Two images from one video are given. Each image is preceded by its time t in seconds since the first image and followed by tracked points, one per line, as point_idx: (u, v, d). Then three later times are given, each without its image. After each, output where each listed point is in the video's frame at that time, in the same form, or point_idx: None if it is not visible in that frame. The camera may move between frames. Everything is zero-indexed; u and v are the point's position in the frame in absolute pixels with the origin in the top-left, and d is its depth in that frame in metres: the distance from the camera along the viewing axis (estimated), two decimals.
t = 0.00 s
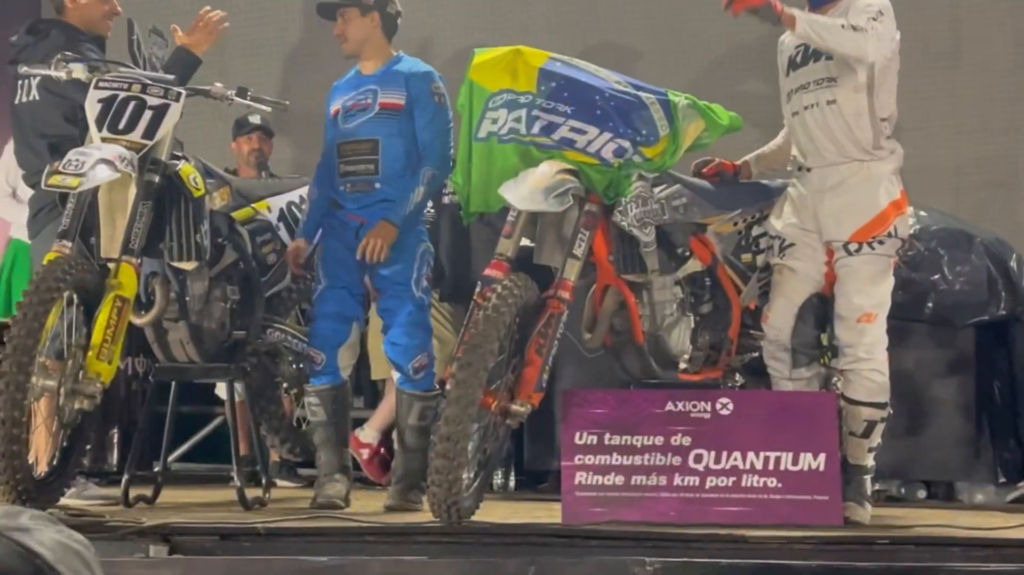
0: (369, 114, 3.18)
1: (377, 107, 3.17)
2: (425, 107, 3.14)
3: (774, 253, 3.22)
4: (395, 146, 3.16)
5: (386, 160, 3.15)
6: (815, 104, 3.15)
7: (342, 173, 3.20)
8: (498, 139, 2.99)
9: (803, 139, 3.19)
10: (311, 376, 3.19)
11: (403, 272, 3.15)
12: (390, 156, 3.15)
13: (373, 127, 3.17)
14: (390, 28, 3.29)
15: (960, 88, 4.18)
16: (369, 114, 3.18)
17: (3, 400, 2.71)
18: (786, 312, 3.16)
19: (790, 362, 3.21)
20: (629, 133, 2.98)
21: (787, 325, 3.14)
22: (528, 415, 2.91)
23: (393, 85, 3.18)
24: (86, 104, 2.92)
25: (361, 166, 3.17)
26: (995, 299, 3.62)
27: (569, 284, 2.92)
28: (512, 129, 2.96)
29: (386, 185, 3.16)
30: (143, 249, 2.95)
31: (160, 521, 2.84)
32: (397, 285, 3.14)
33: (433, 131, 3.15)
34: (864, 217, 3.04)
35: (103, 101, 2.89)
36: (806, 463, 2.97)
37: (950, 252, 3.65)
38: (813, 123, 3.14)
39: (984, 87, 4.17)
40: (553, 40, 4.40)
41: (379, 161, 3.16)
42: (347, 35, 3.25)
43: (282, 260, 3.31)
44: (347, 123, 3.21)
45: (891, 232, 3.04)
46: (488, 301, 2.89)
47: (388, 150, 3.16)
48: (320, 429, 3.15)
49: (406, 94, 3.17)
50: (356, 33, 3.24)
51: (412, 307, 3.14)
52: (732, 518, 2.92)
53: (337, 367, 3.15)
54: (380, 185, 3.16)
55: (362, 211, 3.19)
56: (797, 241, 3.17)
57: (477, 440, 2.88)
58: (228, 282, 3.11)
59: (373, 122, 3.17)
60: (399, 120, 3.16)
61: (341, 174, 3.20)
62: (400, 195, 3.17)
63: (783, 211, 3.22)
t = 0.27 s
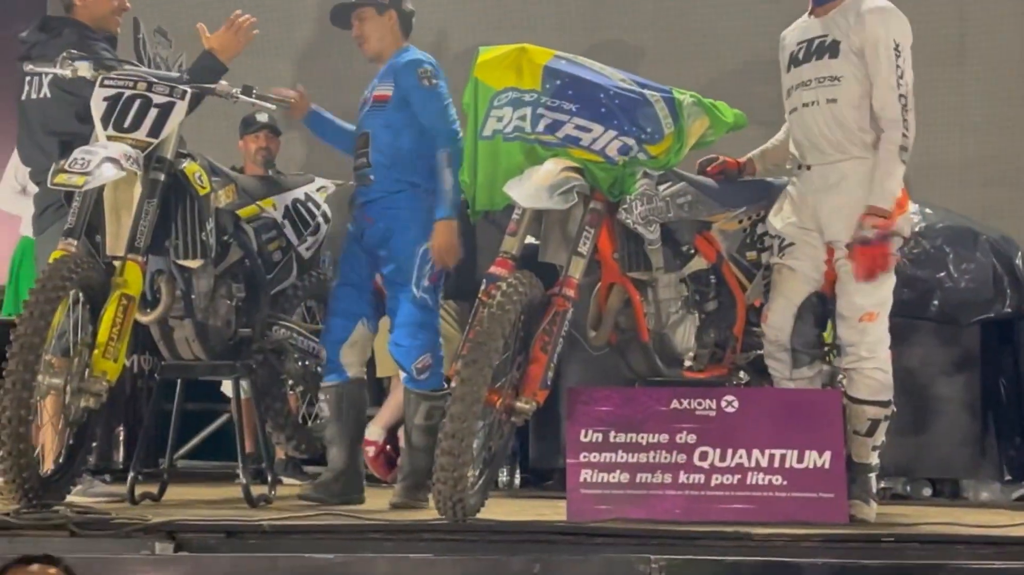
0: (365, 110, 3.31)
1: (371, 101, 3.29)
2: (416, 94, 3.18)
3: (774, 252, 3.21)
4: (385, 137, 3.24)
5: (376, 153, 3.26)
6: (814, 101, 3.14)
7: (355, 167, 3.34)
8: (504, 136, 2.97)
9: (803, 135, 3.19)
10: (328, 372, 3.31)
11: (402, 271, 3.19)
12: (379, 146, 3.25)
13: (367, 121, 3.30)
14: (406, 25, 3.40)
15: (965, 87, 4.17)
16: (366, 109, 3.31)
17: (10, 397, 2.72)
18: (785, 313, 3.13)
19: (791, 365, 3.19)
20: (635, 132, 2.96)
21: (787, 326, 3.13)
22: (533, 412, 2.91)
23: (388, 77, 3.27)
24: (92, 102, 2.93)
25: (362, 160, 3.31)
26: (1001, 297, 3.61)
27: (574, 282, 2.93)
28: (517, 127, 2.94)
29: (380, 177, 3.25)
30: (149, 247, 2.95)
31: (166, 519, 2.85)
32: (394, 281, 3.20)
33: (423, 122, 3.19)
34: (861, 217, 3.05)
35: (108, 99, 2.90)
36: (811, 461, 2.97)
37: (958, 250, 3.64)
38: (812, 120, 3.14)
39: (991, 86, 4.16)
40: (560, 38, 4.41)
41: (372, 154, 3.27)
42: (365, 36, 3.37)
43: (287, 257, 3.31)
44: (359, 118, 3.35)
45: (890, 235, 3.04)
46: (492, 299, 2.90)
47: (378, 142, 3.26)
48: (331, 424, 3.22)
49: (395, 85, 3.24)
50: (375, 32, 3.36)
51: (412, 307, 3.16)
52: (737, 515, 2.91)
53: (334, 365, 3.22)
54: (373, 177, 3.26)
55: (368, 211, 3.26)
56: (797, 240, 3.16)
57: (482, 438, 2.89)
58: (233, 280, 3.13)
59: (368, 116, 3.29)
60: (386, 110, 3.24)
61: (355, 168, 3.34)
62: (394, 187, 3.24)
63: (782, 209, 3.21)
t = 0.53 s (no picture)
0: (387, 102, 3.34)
1: (395, 93, 3.33)
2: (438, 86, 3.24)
3: (780, 250, 3.19)
4: (407, 130, 3.28)
5: (397, 145, 3.28)
6: (835, 96, 3.10)
7: (371, 161, 3.36)
8: (508, 133, 2.97)
9: (814, 132, 3.15)
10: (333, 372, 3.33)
11: (414, 267, 3.19)
12: (405, 138, 3.28)
13: (388, 114, 3.32)
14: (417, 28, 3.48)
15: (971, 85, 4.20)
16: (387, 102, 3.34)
17: (17, 393, 2.73)
18: (790, 313, 3.11)
19: (798, 363, 3.17)
20: (641, 128, 2.95)
21: (792, 326, 3.11)
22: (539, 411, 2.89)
23: (413, 72, 3.31)
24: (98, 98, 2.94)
25: (381, 153, 3.32)
26: (1007, 294, 3.60)
27: (579, 279, 2.93)
28: (522, 123, 2.94)
29: (399, 171, 3.27)
30: (155, 244, 2.95)
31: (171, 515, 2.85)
32: (406, 276, 3.21)
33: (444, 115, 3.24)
34: (879, 215, 3.04)
35: (115, 96, 2.91)
36: (816, 458, 2.97)
37: (965, 247, 3.63)
38: (831, 115, 3.10)
39: (996, 84, 4.18)
40: (567, 36, 4.41)
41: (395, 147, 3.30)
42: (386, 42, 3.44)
43: (292, 254, 3.34)
44: (375, 113, 3.39)
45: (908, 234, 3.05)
46: (498, 296, 2.89)
47: (403, 135, 3.29)
48: (338, 421, 3.24)
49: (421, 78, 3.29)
50: (384, 32, 3.43)
51: (422, 304, 3.16)
52: (743, 512, 2.92)
53: (343, 360, 3.24)
54: (394, 170, 3.27)
55: (384, 206, 3.29)
56: (805, 240, 3.15)
57: (487, 435, 2.90)
58: (239, 277, 3.12)
59: (391, 109, 3.32)
60: (412, 103, 3.28)
61: (370, 163, 3.36)
62: (413, 180, 3.26)
63: (787, 206, 3.22)
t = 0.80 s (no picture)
0: (409, 102, 3.33)
1: (419, 95, 3.31)
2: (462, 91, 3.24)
3: (788, 247, 3.20)
4: (429, 133, 3.28)
5: (420, 147, 3.28)
6: (858, 91, 3.10)
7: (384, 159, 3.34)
8: (515, 131, 2.98)
9: (828, 128, 3.15)
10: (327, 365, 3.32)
11: (427, 266, 3.21)
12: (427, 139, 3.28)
13: (409, 115, 3.31)
14: (437, 22, 3.41)
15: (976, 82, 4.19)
16: (409, 102, 3.33)
17: (23, 391, 2.73)
18: (796, 311, 3.11)
19: (804, 361, 3.16)
20: (647, 126, 2.95)
21: (797, 324, 3.10)
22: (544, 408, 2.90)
23: (436, 74, 3.31)
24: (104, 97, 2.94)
25: (398, 153, 3.31)
26: (1012, 292, 3.60)
27: (585, 276, 2.93)
28: (528, 121, 2.95)
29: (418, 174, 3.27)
30: (161, 241, 2.96)
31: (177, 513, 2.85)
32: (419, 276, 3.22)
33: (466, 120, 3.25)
34: (892, 210, 3.04)
35: (121, 93, 2.91)
36: (822, 456, 2.97)
37: (970, 244, 3.63)
38: (851, 112, 3.10)
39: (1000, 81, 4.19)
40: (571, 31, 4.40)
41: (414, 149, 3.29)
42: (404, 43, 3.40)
43: (297, 252, 3.30)
44: (392, 110, 3.36)
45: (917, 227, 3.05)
46: (503, 294, 2.89)
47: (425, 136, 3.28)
48: (337, 417, 3.24)
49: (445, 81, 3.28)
50: (404, 30, 3.38)
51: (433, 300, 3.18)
52: (749, 510, 2.91)
53: (337, 355, 3.22)
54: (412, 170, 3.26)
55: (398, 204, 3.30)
56: (814, 238, 3.16)
57: (492, 433, 2.90)
58: (244, 274, 3.12)
59: (412, 109, 3.31)
60: (436, 107, 3.28)
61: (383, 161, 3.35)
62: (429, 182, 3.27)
63: (794, 204, 3.22)
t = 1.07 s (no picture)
0: (397, 103, 3.30)
1: (405, 94, 3.27)
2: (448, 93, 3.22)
3: (796, 247, 3.20)
4: (418, 133, 3.25)
5: (408, 147, 3.26)
6: (868, 96, 3.09)
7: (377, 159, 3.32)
8: (521, 130, 2.98)
9: (836, 131, 3.14)
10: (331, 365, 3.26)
11: (419, 266, 3.19)
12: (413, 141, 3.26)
13: (397, 116, 3.28)
14: (424, 18, 3.33)
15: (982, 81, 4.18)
16: (397, 103, 3.30)
17: (33, 390, 2.74)
18: (803, 309, 3.08)
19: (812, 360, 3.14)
20: (653, 124, 2.95)
21: (804, 322, 3.08)
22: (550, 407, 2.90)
23: (423, 75, 3.27)
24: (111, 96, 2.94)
25: (387, 155, 3.29)
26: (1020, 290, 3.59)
27: (591, 275, 2.93)
28: (534, 120, 2.95)
29: (407, 174, 3.26)
30: (168, 240, 2.97)
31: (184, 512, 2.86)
32: (412, 275, 3.19)
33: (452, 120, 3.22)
34: (903, 213, 3.04)
35: (127, 92, 2.91)
36: (828, 455, 2.96)
37: (978, 243, 3.62)
38: (862, 116, 3.10)
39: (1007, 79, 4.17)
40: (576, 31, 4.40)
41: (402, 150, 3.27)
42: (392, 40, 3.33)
43: (304, 250, 3.26)
44: (383, 111, 3.33)
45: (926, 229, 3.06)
46: (509, 292, 2.89)
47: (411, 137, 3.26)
48: (337, 416, 3.19)
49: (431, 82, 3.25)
50: (390, 27, 3.31)
51: (428, 300, 3.15)
52: (755, 509, 2.91)
53: (342, 355, 3.16)
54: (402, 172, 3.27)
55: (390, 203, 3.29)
56: (823, 238, 3.15)
57: (499, 432, 2.90)
58: (251, 273, 3.12)
59: (399, 110, 3.28)
60: (422, 108, 3.24)
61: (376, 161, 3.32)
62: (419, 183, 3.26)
63: (801, 205, 3.24)
